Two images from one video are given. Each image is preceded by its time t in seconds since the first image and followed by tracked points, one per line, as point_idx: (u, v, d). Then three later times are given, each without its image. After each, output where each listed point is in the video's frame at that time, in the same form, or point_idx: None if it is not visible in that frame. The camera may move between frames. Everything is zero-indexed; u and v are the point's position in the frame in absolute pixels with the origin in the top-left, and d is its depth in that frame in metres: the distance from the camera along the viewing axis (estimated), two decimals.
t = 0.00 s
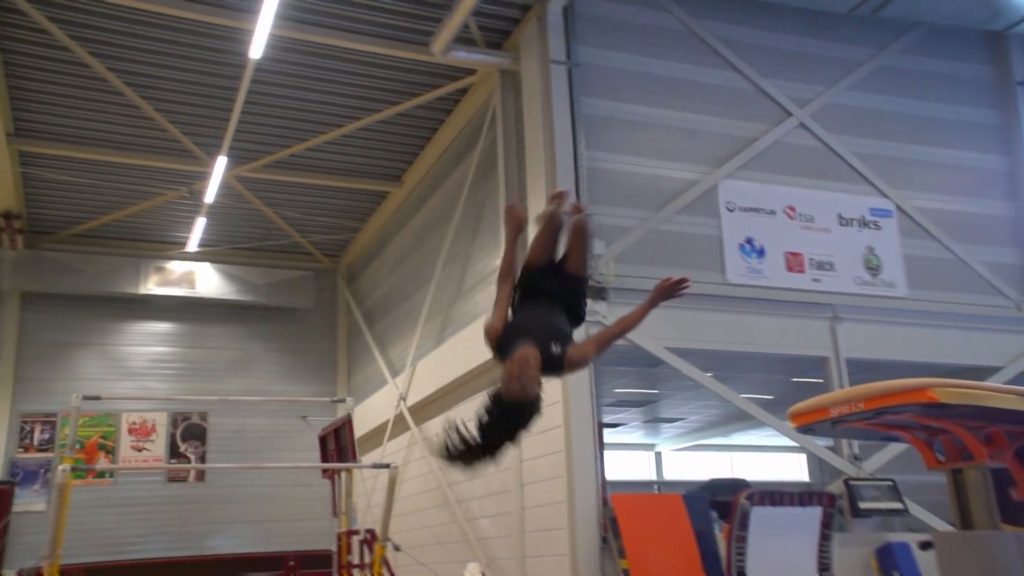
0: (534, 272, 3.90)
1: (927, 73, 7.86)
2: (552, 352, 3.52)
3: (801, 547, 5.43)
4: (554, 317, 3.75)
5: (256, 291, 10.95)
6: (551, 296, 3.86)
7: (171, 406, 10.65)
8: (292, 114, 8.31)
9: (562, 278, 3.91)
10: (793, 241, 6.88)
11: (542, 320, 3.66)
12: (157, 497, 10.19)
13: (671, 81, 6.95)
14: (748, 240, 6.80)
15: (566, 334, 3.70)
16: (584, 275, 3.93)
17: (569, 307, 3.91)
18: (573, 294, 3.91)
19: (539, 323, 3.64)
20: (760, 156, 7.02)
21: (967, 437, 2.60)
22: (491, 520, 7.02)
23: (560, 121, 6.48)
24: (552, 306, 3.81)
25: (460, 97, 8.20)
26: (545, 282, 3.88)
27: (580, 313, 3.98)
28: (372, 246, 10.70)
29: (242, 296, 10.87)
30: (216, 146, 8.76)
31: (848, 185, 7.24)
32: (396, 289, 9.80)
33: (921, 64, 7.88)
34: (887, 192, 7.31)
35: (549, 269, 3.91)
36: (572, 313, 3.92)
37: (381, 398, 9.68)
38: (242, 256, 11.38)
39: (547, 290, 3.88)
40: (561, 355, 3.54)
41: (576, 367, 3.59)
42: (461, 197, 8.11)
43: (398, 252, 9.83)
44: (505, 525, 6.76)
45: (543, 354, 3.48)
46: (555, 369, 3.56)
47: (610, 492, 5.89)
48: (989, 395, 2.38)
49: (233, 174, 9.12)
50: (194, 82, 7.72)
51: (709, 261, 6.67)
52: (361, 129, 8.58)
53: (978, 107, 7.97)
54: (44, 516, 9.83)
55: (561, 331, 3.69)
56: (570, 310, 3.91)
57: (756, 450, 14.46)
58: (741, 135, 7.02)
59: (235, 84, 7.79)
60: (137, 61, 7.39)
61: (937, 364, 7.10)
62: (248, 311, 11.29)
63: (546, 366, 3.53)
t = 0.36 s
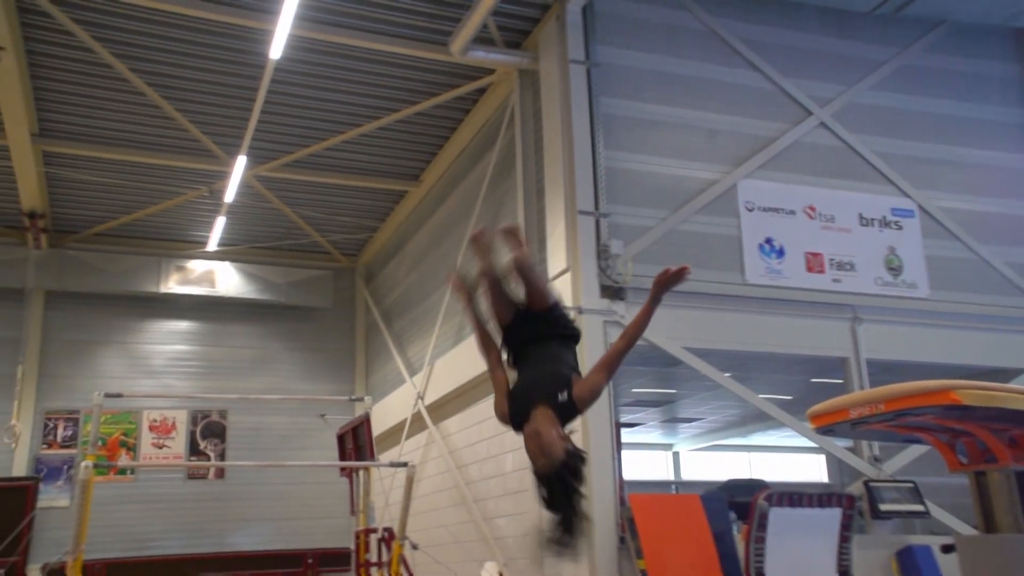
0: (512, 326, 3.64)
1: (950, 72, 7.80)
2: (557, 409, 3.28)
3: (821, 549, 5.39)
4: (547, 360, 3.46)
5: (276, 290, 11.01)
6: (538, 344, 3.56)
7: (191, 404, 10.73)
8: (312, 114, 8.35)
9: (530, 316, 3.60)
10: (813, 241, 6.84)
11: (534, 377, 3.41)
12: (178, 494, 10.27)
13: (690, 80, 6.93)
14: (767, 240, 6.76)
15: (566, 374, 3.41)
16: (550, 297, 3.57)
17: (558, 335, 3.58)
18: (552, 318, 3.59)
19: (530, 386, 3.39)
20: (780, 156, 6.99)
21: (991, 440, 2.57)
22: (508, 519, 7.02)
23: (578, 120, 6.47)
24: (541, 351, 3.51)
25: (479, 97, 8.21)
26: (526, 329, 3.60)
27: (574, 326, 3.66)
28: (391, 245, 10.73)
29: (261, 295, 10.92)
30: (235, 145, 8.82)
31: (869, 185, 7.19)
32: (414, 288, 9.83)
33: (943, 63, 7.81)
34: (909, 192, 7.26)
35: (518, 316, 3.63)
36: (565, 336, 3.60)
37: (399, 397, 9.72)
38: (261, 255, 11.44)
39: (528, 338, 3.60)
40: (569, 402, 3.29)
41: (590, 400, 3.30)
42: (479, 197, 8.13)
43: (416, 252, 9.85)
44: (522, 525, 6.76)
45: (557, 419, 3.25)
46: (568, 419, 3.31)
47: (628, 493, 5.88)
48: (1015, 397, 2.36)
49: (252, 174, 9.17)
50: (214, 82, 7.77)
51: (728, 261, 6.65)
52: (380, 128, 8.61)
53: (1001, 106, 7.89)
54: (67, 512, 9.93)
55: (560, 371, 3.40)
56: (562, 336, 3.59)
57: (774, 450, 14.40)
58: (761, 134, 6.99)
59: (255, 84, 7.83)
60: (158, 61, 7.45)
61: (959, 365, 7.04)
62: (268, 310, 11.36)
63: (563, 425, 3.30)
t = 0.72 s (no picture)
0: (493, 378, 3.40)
1: (973, 58, 7.71)
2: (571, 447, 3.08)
3: (840, 539, 5.39)
4: (542, 401, 3.23)
5: (295, 279, 11.07)
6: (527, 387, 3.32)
7: (211, 391, 10.82)
8: (331, 103, 8.37)
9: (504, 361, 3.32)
10: (834, 229, 6.79)
11: (536, 429, 3.19)
12: (199, 479, 10.37)
13: (710, 68, 6.89)
14: (787, 229, 6.72)
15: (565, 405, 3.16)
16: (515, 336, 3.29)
17: (542, 367, 3.33)
18: (530, 353, 3.33)
19: (537, 438, 3.18)
20: (800, 144, 6.94)
21: (1015, 430, 2.56)
22: (526, 507, 7.05)
23: (596, 109, 6.45)
24: (532, 395, 3.28)
25: (496, 86, 8.19)
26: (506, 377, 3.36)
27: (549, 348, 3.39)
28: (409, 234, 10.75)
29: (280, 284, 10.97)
30: (255, 134, 8.85)
31: (891, 173, 7.13)
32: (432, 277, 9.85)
33: (967, 49, 7.72)
34: (932, 180, 7.19)
35: (494, 367, 3.35)
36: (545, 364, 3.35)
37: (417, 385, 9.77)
38: (281, 244, 11.50)
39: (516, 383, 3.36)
40: (578, 438, 3.09)
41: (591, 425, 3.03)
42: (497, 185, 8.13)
43: (434, 240, 9.87)
44: (540, 513, 6.77)
45: (577, 456, 3.08)
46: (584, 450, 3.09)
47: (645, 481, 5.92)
48: None
49: (271, 163, 9.20)
50: (233, 71, 7.79)
51: (748, 250, 6.61)
52: (399, 117, 8.62)
53: None
54: (92, 496, 10.05)
55: (557, 409, 3.16)
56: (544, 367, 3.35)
57: (793, 438, 14.36)
58: (781, 122, 6.93)
59: (274, 73, 7.85)
60: (178, 50, 7.48)
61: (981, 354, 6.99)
62: (287, 298, 11.43)
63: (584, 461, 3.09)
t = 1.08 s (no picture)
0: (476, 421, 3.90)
1: (999, 32, 7.59)
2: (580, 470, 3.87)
3: (861, 518, 5.37)
4: (541, 433, 3.88)
5: (314, 258, 11.10)
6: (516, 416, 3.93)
7: (233, 368, 10.91)
8: (349, 82, 8.36)
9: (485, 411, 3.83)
10: (856, 206, 6.73)
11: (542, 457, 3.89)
12: (222, 456, 10.49)
13: (731, 43, 6.82)
14: (808, 205, 6.67)
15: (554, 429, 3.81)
16: (481, 391, 3.72)
17: (524, 396, 3.96)
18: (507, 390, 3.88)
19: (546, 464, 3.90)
20: (822, 120, 6.87)
21: None
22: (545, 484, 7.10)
23: (616, 85, 6.40)
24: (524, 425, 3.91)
25: (515, 63, 8.16)
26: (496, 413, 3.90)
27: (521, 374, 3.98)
28: (428, 212, 10.76)
29: (300, 262, 11.01)
30: (273, 113, 8.87)
31: (914, 148, 7.05)
32: (451, 255, 9.86)
33: (994, 22, 7.60)
34: (957, 155, 7.12)
35: (477, 418, 3.87)
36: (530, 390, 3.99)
37: (436, 363, 9.81)
38: (300, 222, 11.54)
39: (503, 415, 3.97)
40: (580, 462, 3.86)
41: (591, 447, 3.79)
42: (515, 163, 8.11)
43: (453, 218, 9.87)
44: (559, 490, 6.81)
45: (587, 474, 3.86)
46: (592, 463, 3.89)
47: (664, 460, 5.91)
48: None
49: (290, 142, 9.22)
50: (252, 51, 7.80)
51: (768, 228, 6.57)
52: (417, 95, 8.61)
53: None
54: (118, 471, 10.19)
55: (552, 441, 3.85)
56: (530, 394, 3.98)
57: (812, 416, 14.32)
58: (803, 98, 6.86)
59: (292, 53, 7.85)
60: (196, 30, 7.49)
61: (1003, 332, 6.94)
62: (307, 277, 11.49)
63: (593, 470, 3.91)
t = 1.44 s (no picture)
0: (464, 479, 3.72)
1: None
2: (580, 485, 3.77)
3: (878, 485, 5.37)
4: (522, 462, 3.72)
5: (330, 231, 11.10)
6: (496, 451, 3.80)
7: (251, 343, 10.98)
8: (361, 55, 8.32)
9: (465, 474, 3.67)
10: (875, 173, 6.66)
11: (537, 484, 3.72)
12: (243, 429, 10.59)
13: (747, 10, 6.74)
14: (826, 173, 6.61)
15: (540, 470, 3.63)
16: (446, 454, 3.56)
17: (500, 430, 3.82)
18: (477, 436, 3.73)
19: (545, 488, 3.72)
20: (840, 86, 6.78)
21: None
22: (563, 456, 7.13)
23: (631, 53, 6.34)
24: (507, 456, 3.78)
25: (528, 34, 8.09)
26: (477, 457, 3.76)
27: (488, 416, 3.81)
28: (442, 185, 10.73)
29: (316, 236, 11.03)
30: (286, 87, 8.83)
31: (934, 114, 6.96)
32: (467, 227, 9.84)
33: None
34: (979, 120, 7.02)
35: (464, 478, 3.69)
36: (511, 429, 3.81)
37: (453, 336, 9.84)
38: (315, 197, 11.55)
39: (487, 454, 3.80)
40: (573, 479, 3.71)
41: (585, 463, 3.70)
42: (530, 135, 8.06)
43: (468, 190, 9.84)
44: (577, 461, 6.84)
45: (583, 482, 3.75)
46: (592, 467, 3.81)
47: (681, 430, 5.90)
48: None
49: (303, 116, 9.20)
50: (263, 24, 7.77)
51: (785, 197, 6.52)
52: (430, 67, 8.57)
53: None
54: (141, 445, 10.33)
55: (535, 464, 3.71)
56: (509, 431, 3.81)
57: (830, 385, 14.28)
58: (820, 65, 6.77)
59: (304, 26, 7.81)
60: (207, 4, 7.46)
61: None
62: (323, 252, 11.52)
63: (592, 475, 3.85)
